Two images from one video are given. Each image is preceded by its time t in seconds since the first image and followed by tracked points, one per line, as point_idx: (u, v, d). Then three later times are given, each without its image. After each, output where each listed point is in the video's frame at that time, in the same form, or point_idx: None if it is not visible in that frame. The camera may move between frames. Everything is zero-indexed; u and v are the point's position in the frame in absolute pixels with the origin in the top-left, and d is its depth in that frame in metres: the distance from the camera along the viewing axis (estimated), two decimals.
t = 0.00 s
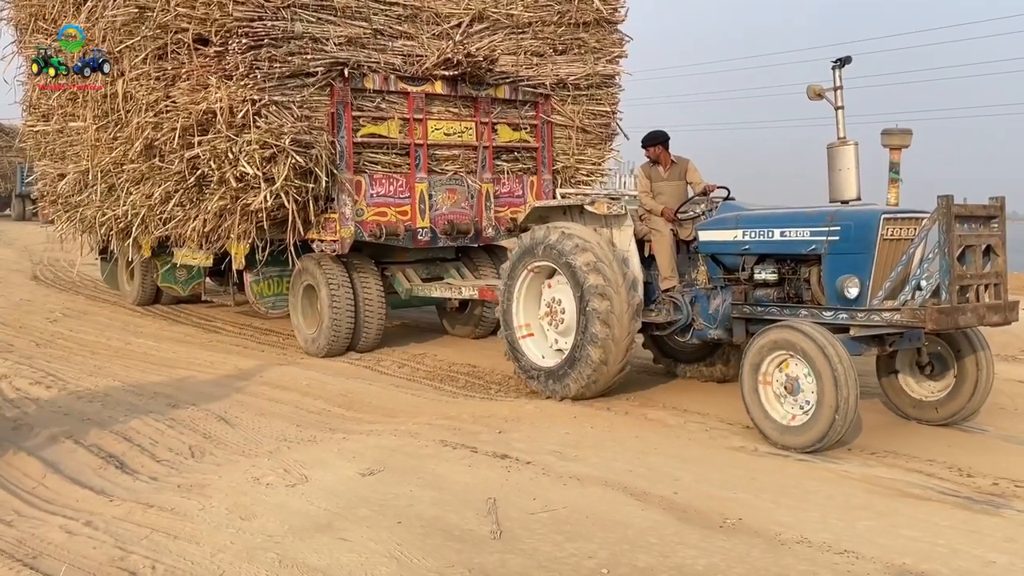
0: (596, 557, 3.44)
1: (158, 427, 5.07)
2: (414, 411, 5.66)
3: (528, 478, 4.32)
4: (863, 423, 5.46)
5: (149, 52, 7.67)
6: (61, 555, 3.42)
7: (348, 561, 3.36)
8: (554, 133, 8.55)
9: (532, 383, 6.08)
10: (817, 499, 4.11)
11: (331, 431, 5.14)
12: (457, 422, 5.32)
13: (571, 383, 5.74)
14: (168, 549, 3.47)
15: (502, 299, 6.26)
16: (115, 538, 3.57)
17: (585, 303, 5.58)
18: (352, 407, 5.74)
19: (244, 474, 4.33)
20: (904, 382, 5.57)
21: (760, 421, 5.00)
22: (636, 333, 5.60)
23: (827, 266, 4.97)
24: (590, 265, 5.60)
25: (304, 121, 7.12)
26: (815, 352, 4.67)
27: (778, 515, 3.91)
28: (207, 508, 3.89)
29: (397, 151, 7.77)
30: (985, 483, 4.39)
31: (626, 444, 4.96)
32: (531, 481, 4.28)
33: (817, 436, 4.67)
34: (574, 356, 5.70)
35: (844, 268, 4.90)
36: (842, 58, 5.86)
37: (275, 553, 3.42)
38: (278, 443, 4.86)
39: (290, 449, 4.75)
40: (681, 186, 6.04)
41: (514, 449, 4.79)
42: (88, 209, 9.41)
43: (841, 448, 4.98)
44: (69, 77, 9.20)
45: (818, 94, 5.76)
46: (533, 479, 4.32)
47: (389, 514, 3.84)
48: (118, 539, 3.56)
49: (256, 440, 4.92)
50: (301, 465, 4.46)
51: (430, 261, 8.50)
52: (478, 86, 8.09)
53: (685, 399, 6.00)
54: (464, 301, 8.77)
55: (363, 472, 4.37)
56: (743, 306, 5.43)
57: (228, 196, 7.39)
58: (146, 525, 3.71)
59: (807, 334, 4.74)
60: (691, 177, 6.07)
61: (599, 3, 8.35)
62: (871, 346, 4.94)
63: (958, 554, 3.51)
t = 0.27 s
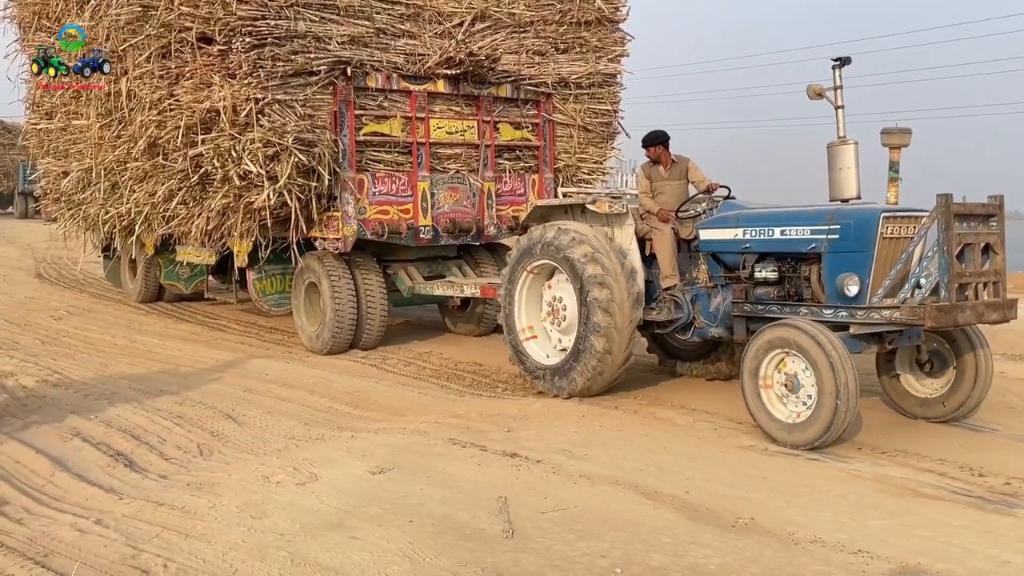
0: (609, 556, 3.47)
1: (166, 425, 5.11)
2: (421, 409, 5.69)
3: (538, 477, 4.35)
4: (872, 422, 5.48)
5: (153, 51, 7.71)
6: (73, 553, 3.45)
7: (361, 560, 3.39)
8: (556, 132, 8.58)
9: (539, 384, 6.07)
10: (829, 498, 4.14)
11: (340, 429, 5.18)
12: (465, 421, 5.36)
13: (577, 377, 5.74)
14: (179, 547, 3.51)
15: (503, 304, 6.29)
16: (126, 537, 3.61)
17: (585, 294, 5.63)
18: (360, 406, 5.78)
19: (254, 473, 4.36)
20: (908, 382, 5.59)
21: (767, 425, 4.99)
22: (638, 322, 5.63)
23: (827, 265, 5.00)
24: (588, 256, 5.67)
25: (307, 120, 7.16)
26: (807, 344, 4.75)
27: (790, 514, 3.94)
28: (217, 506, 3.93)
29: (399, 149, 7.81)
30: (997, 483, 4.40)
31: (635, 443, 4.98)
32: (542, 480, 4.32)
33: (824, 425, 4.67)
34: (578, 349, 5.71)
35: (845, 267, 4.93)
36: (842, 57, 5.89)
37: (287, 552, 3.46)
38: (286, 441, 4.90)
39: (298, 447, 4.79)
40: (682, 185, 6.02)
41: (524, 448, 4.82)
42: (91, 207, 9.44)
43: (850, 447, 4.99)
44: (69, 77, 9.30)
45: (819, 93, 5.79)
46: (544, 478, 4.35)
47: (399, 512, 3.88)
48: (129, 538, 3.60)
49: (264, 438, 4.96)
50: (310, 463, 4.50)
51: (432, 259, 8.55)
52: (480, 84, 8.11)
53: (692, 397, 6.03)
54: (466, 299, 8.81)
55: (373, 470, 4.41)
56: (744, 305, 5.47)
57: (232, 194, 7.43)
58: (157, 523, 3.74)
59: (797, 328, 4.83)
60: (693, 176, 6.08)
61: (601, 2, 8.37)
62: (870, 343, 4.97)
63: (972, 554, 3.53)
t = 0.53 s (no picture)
0: (620, 557, 3.50)
1: (174, 424, 5.16)
2: (428, 409, 5.73)
3: (547, 477, 4.39)
4: (880, 420, 5.50)
5: (157, 51, 7.76)
6: (84, 553, 3.50)
7: (371, 560, 3.43)
8: (558, 131, 8.63)
9: (545, 386, 6.07)
10: (839, 499, 4.15)
11: (347, 429, 5.23)
12: (473, 420, 5.40)
13: (582, 371, 5.75)
14: (188, 546, 3.56)
15: (504, 311, 6.34)
16: (136, 536, 3.66)
17: (584, 286, 5.69)
18: (368, 405, 5.83)
19: (262, 472, 4.41)
20: (910, 381, 5.62)
21: (773, 430, 4.99)
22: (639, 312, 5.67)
23: (825, 264, 5.05)
24: (584, 249, 5.76)
25: (310, 120, 7.21)
26: (799, 338, 4.84)
27: (800, 514, 3.96)
28: (227, 506, 3.98)
29: (402, 149, 7.84)
30: (1007, 483, 4.41)
31: (644, 442, 5.01)
32: (551, 479, 4.36)
33: (827, 415, 4.70)
34: (581, 343, 5.74)
35: (843, 266, 4.97)
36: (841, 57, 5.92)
37: (297, 551, 3.50)
38: (294, 441, 4.95)
39: (306, 447, 4.84)
40: (682, 185, 6.04)
41: (532, 448, 4.86)
42: (96, 206, 9.50)
43: (859, 447, 5.01)
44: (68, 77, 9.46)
45: (817, 94, 5.83)
46: (552, 478, 4.39)
47: (408, 512, 3.92)
48: (139, 537, 3.64)
49: (271, 437, 5.02)
50: (319, 463, 4.55)
51: (434, 258, 8.60)
52: (482, 84, 8.15)
53: (698, 396, 6.06)
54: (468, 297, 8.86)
55: (383, 470, 4.45)
56: (743, 303, 5.52)
57: (235, 194, 7.49)
58: (167, 523, 3.79)
59: (786, 325, 4.94)
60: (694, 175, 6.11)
61: (602, 1, 8.41)
62: (868, 341, 5.02)
63: (985, 555, 3.54)
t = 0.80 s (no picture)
0: (630, 558, 3.53)
1: (183, 424, 5.23)
2: (436, 409, 5.78)
3: (556, 477, 4.44)
4: (887, 420, 5.53)
5: (163, 53, 7.84)
6: (96, 552, 3.56)
7: (381, 560, 3.48)
8: (560, 132, 8.68)
9: (551, 388, 6.07)
10: (851, 500, 4.17)
11: (356, 429, 5.29)
12: (481, 421, 5.45)
13: (587, 367, 5.76)
14: (199, 546, 3.62)
15: (507, 319, 6.40)
16: (146, 536, 3.72)
17: (584, 280, 5.75)
18: (376, 405, 5.89)
19: (272, 472, 4.47)
20: (910, 381, 5.66)
21: (780, 432, 4.99)
22: (640, 303, 5.71)
23: (824, 264, 5.09)
24: (581, 244, 5.84)
25: (314, 122, 7.27)
26: (790, 332, 4.94)
27: (810, 515, 3.98)
28: (236, 506, 4.04)
29: (405, 150, 7.91)
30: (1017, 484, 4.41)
31: (653, 443, 5.05)
32: (559, 480, 4.41)
33: (828, 405, 4.73)
34: (583, 337, 5.78)
35: (842, 266, 5.02)
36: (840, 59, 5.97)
37: (307, 552, 3.55)
38: (303, 441, 5.01)
39: (315, 447, 4.90)
40: (682, 185, 6.10)
41: (540, 448, 4.91)
42: (102, 206, 9.57)
43: (867, 447, 5.03)
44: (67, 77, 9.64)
45: (816, 96, 5.88)
46: (561, 479, 4.43)
47: (418, 512, 3.97)
48: (149, 537, 3.70)
49: (280, 437, 5.08)
50: (328, 463, 4.61)
51: (437, 258, 8.66)
52: (485, 85, 8.21)
53: (706, 396, 6.09)
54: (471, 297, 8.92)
55: (392, 470, 4.51)
56: (743, 303, 5.57)
57: (240, 195, 7.56)
58: (177, 523, 3.86)
59: (778, 325, 5.03)
60: (693, 176, 6.17)
61: (604, 3, 8.47)
62: (866, 341, 5.08)
63: (997, 556, 3.54)
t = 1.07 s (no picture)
0: (642, 559, 3.56)
1: (192, 425, 5.29)
2: (445, 410, 5.82)
3: (567, 479, 4.47)
4: (897, 420, 5.54)
5: (169, 56, 7.90)
6: (107, 553, 3.61)
7: (392, 561, 3.52)
8: (563, 133, 8.72)
9: (559, 389, 6.06)
10: (864, 502, 4.18)
11: (364, 429, 5.34)
12: (491, 421, 5.49)
13: (593, 361, 5.77)
14: (209, 547, 3.67)
15: (511, 327, 6.44)
16: (157, 536, 3.77)
17: (583, 274, 5.81)
18: (385, 406, 5.93)
19: (282, 473, 4.53)
20: (911, 381, 5.69)
21: (788, 433, 4.99)
22: (640, 294, 5.76)
23: (825, 264, 5.13)
24: (578, 239, 5.93)
25: (319, 123, 7.32)
26: (781, 330, 5.02)
27: (823, 517, 4.00)
28: (247, 507, 4.08)
29: (409, 151, 7.96)
30: None
31: (663, 444, 5.07)
32: (569, 480, 4.45)
33: (831, 392, 4.76)
34: (586, 331, 5.81)
35: (841, 266, 5.06)
36: (839, 60, 6.00)
37: (318, 553, 3.60)
38: (312, 441, 5.06)
39: (324, 448, 4.95)
40: (683, 186, 6.14)
41: (550, 449, 4.95)
42: (109, 207, 9.64)
43: (878, 448, 5.04)
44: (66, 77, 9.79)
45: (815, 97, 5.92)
46: (571, 480, 4.46)
47: (428, 514, 4.02)
48: (161, 538, 3.75)
49: (289, 438, 5.13)
50: (338, 464, 4.66)
51: (441, 258, 8.70)
52: (488, 86, 8.26)
53: (714, 396, 6.11)
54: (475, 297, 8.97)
55: (401, 471, 4.56)
56: (745, 304, 5.61)
57: (246, 196, 7.62)
58: (188, 523, 3.91)
59: (771, 325, 5.11)
60: (694, 177, 6.21)
61: (607, 3, 8.50)
62: (866, 340, 5.12)
63: (1010, 559, 3.56)
